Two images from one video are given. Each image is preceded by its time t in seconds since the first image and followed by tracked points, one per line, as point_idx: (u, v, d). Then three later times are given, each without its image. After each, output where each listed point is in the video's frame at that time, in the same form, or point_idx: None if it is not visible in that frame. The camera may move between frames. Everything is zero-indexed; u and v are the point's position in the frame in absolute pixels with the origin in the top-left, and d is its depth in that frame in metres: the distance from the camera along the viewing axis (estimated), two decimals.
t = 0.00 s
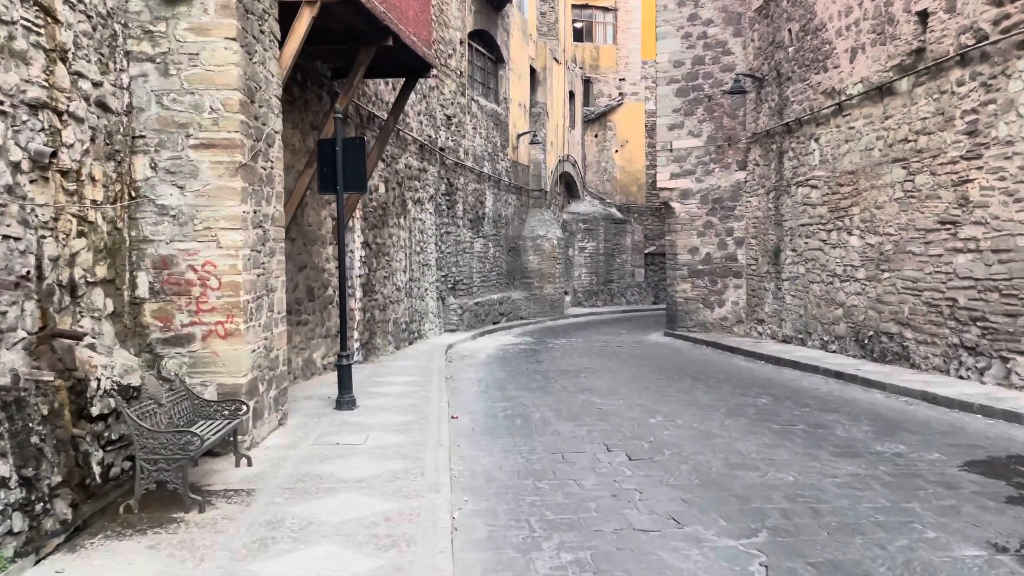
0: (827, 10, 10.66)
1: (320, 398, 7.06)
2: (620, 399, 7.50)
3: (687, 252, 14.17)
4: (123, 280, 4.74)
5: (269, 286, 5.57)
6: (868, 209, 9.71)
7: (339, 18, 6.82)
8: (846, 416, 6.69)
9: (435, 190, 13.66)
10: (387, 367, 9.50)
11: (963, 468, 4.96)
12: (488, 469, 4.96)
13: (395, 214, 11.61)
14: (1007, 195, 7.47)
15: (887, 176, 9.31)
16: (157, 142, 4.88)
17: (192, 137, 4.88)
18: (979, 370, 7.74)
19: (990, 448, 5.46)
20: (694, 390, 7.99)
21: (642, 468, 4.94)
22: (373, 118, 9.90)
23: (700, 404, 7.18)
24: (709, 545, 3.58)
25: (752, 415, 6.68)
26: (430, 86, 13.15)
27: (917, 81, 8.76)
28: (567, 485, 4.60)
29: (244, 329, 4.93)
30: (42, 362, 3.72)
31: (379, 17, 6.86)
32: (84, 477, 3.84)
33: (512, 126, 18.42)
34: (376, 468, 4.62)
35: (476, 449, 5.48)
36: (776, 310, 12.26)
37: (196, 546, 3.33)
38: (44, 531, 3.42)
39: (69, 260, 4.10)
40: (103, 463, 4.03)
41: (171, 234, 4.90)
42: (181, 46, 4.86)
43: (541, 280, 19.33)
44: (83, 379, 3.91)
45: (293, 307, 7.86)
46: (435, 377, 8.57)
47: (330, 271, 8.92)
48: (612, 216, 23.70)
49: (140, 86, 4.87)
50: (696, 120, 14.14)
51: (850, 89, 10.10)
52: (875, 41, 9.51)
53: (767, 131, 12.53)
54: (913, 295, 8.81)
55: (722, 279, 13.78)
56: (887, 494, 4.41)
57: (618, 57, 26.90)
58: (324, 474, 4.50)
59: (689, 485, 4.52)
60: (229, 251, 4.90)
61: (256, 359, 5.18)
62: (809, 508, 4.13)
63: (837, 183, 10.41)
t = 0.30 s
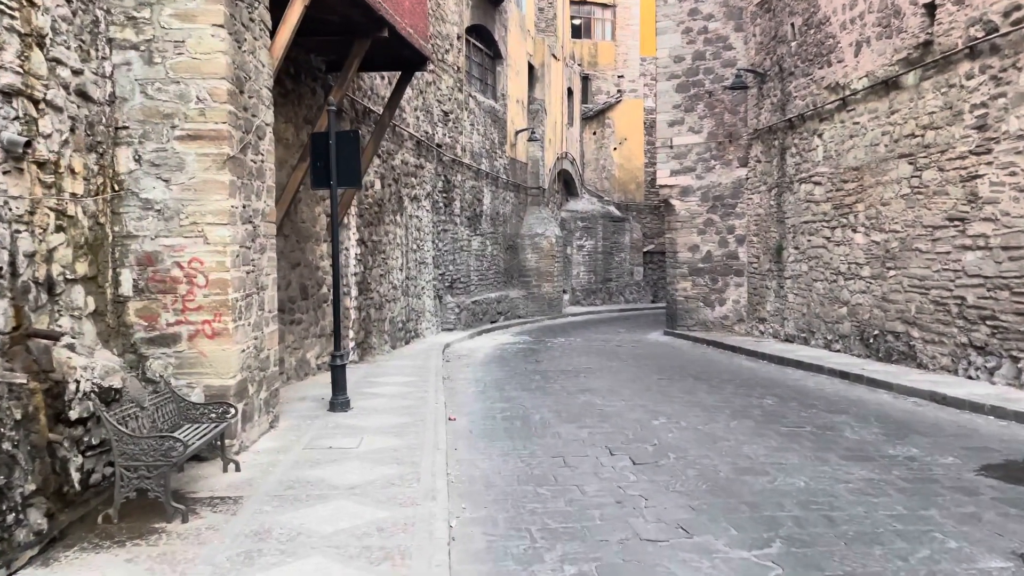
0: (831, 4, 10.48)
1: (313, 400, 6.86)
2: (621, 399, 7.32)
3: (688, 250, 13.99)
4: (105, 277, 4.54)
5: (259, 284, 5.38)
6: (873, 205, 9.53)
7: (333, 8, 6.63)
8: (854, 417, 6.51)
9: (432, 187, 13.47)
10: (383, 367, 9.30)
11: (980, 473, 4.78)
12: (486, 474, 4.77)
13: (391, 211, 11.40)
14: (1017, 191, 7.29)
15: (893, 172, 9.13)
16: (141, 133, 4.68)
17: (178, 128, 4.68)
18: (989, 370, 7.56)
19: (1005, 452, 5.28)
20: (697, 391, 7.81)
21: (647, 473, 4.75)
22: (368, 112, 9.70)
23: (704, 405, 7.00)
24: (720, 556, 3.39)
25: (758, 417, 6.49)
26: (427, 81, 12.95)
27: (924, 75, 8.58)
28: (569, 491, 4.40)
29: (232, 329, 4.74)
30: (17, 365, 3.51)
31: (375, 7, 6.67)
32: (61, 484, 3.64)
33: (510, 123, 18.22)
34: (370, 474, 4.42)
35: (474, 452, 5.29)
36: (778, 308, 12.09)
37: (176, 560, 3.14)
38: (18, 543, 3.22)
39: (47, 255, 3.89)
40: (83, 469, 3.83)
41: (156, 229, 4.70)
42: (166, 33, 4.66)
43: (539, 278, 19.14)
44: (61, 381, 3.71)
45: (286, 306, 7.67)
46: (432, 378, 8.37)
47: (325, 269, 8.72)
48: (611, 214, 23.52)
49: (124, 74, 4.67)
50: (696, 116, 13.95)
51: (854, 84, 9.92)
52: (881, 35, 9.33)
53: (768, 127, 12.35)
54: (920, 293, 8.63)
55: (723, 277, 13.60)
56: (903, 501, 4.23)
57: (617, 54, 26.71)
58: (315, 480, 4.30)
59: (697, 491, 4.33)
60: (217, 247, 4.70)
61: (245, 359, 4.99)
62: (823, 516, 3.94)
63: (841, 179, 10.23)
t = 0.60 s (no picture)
0: None
1: (307, 404, 6.66)
2: (624, 403, 7.13)
3: (688, 250, 13.81)
4: (88, 279, 4.34)
5: (250, 286, 5.19)
6: (879, 204, 9.35)
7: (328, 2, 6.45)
8: (864, 422, 6.33)
9: (430, 186, 13.27)
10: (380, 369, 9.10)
11: (999, 482, 4.60)
12: (487, 483, 4.58)
13: (388, 210, 11.21)
14: None
15: (901, 171, 8.95)
16: (126, 128, 4.48)
17: (165, 123, 4.49)
18: (1000, 373, 7.38)
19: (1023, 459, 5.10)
20: (701, 394, 7.62)
21: (654, 483, 4.56)
22: (364, 109, 9.51)
23: (710, 409, 6.81)
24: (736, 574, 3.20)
25: (766, 422, 6.31)
26: (424, 78, 12.76)
27: (933, 71, 8.41)
28: (573, 502, 4.21)
29: (222, 332, 4.54)
30: None
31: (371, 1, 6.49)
32: (39, 498, 3.44)
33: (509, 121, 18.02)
34: (365, 484, 4.23)
35: (474, 460, 5.10)
36: (781, 309, 11.91)
37: None
38: None
39: (25, 256, 3.69)
40: (63, 481, 3.63)
41: (142, 229, 4.50)
42: (153, 23, 4.47)
43: (538, 278, 18.95)
44: (41, 389, 3.51)
45: (280, 307, 7.48)
46: (430, 381, 8.18)
47: (320, 269, 8.52)
48: (610, 214, 23.33)
49: (108, 67, 4.47)
50: (698, 114, 13.76)
51: (860, 81, 9.74)
52: (888, 30, 9.15)
53: (771, 125, 12.17)
54: (929, 294, 8.45)
55: (724, 277, 13.41)
56: (923, 512, 4.05)
57: (616, 52, 26.53)
58: (307, 491, 4.10)
59: (707, 503, 4.14)
60: (205, 247, 4.51)
61: (235, 364, 4.80)
62: (840, 529, 3.76)
63: (846, 178, 10.05)
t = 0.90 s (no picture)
0: None
1: (302, 406, 6.47)
2: (628, 405, 6.95)
3: (690, 248, 13.65)
4: (70, 278, 4.14)
5: (241, 285, 5.00)
6: (886, 202, 9.18)
7: None
8: (875, 425, 6.15)
9: (428, 184, 13.09)
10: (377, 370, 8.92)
11: (1020, 489, 4.42)
12: (487, 490, 4.40)
13: (386, 208, 11.02)
14: None
15: (908, 167, 8.77)
16: (110, 120, 4.29)
17: (151, 115, 4.30)
18: (1012, 375, 7.21)
19: None
20: (706, 396, 7.45)
21: (661, 490, 4.37)
22: (361, 105, 9.33)
23: (715, 412, 6.64)
24: None
25: (775, 426, 6.12)
26: (423, 74, 12.58)
27: (941, 66, 8.24)
28: (577, 511, 4.02)
29: (210, 334, 4.35)
30: None
31: None
32: (14, 509, 3.25)
33: (508, 118, 17.85)
34: (360, 492, 4.05)
35: (473, 466, 4.91)
36: (784, 309, 11.73)
37: None
38: None
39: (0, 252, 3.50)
40: (40, 491, 3.44)
41: (127, 225, 4.31)
42: (138, 10, 4.28)
43: (537, 278, 18.78)
44: (17, 394, 3.32)
45: (274, 306, 7.30)
46: (428, 382, 8.00)
47: (315, 268, 8.33)
48: (609, 213, 23.15)
49: (91, 56, 4.27)
50: (699, 111, 13.59)
51: (866, 76, 9.57)
52: (895, 25, 8.98)
53: (775, 122, 11.99)
54: (937, 293, 8.28)
55: (726, 277, 13.24)
56: (944, 522, 3.86)
57: (616, 49, 26.35)
58: (299, 500, 3.92)
59: (717, 512, 3.96)
60: (193, 244, 4.32)
61: (225, 367, 4.61)
62: (858, 540, 3.58)
63: (852, 175, 9.88)
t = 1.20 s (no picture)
0: None
1: (297, 412, 6.28)
2: (632, 411, 6.76)
3: (693, 249, 13.49)
4: (51, 280, 3.95)
5: (233, 287, 4.80)
6: (894, 202, 8.99)
7: None
8: (888, 432, 5.96)
9: (427, 183, 12.90)
10: (374, 373, 8.72)
11: None
12: (488, 502, 4.21)
13: (384, 208, 10.83)
14: None
15: (918, 166, 8.59)
16: (93, 115, 4.09)
17: (137, 109, 4.10)
18: None
19: None
20: (712, 400, 7.26)
21: (670, 502, 4.18)
22: (358, 102, 9.14)
23: (723, 418, 6.45)
24: None
25: (785, 432, 5.94)
26: (421, 72, 12.39)
27: (952, 62, 8.05)
28: (583, 525, 3.83)
29: (199, 338, 4.16)
30: None
31: None
32: None
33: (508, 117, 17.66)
34: (355, 505, 3.86)
35: (474, 476, 4.72)
36: (789, 310, 11.55)
37: None
38: None
39: None
40: (16, 507, 3.24)
41: (112, 225, 4.11)
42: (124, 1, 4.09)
43: (537, 278, 18.59)
44: None
45: (269, 309, 7.11)
46: (427, 386, 7.81)
47: (311, 270, 8.13)
48: (609, 212, 22.96)
49: (74, 48, 4.08)
50: (702, 109, 13.41)
51: (874, 73, 9.39)
52: (903, 21, 8.79)
53: (779, 120, 11.81)
54: (948, 295, 8.09)
55: (729, 277, 13.05)
56: (969, 537, 3.67)
57: (616, 48, 26.17)
58: (292, 514, 3.73)
59: (731, 527, 3.77)
60: (181, 245, 4.12)
61: (215, 373, 4.41)
62: (881, 558, 3.39)
63: (859, 174, 9.70)
